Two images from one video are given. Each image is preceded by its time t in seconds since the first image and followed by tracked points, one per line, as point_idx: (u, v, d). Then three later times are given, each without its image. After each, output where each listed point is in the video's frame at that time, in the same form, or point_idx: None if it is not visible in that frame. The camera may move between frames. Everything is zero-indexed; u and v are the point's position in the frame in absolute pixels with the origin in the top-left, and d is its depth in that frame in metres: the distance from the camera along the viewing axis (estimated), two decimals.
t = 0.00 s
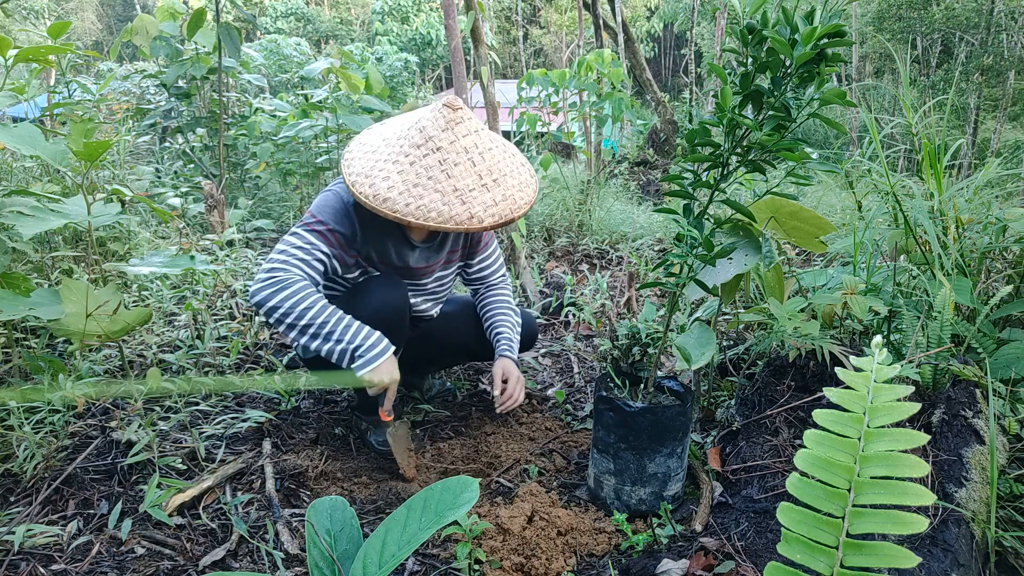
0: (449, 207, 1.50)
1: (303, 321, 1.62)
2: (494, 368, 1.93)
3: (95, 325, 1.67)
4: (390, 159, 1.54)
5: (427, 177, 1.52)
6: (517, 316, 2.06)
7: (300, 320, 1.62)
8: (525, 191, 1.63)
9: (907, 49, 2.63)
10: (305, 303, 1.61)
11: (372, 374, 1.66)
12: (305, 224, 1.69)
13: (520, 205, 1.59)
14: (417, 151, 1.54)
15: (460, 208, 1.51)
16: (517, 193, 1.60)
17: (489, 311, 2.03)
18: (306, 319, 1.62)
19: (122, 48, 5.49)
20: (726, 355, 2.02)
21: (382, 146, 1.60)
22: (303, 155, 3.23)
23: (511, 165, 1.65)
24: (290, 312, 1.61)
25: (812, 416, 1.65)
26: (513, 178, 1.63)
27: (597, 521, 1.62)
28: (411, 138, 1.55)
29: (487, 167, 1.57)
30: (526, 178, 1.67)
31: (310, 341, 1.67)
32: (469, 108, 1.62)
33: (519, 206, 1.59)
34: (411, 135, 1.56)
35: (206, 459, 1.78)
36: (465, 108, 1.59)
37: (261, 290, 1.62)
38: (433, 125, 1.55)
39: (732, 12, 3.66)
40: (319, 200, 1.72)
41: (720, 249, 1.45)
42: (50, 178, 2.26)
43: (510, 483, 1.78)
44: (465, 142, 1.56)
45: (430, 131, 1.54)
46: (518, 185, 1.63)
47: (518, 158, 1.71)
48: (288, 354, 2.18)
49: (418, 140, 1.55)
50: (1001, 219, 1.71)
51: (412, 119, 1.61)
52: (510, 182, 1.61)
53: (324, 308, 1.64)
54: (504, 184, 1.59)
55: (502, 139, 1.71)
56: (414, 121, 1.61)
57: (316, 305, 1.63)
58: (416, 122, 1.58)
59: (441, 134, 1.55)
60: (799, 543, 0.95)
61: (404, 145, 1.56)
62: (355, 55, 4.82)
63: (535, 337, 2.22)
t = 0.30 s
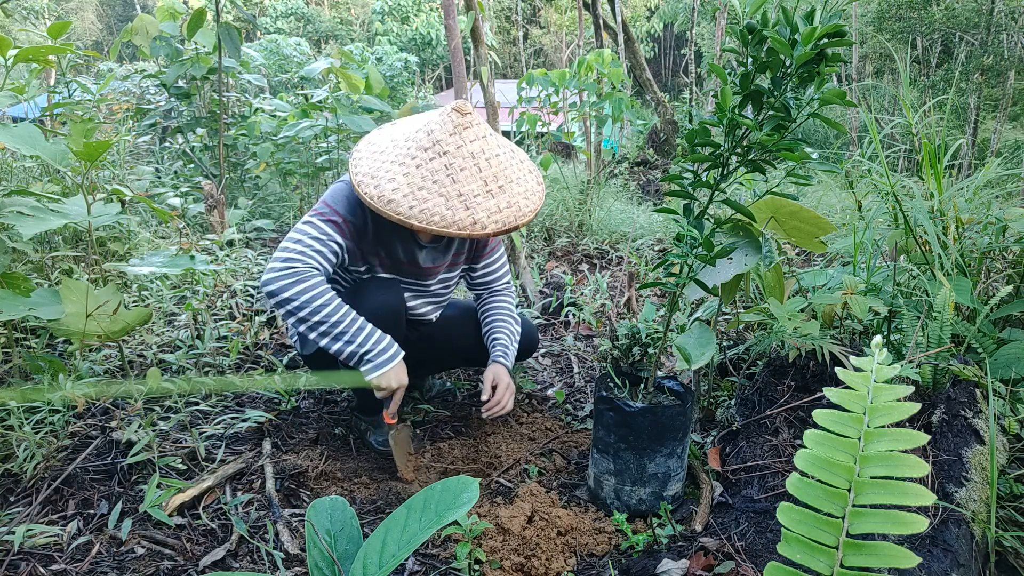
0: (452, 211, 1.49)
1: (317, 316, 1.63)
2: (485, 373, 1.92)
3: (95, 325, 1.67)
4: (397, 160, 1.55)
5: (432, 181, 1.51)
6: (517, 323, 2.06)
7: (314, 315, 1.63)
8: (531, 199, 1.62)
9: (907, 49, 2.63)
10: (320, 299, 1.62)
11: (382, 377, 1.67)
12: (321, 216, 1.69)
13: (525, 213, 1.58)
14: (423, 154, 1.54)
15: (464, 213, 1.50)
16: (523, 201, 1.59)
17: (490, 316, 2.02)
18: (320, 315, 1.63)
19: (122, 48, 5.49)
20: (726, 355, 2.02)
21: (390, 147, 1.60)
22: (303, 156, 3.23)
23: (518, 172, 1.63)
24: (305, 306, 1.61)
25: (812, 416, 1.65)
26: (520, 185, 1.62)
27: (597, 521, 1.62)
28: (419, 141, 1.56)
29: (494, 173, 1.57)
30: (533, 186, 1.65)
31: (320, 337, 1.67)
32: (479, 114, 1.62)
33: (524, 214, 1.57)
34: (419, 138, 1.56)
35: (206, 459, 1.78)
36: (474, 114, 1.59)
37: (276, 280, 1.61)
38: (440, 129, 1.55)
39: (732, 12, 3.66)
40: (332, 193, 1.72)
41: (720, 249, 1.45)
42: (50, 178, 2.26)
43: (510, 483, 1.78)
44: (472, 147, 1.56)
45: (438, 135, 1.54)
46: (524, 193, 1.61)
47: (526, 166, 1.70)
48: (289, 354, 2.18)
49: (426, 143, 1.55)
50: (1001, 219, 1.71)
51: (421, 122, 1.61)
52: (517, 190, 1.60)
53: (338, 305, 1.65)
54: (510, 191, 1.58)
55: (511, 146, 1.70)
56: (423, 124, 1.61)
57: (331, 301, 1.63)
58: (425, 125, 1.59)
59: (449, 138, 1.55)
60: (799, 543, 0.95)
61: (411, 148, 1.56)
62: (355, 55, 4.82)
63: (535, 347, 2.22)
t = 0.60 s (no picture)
0: (444, 216, 1.49)
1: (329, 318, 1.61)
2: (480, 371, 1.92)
3: (95, 325, 1.67)
4: (391, 163, 1.55)
5: (426, 185, 1.51)
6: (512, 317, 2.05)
7: (327, 319, 1.61)
8: (529, 204, 1.59)
9: (907, 49, 2.63)
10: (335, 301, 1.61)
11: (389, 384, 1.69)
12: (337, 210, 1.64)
13: (522, 218, 1.56)
14: (418, 157, 1.54)
15: (457, 219, 1.49)
16: (520, 206, 1.57)
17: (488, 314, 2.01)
18: (333, 320, 1.61)
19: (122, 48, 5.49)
20: (726, 355, 2.02)
21: (386, 149, 1.61)
22: (303, 155, 3.23)
23: (517, 176, 1.62)
24: (318, 309, 1.60)
25: (812, 416, 1.65)
26: (518, 190, 1.60)
27: (597, 521, 1.62)
28: (414, 144, 1.56)
29: (490, 177, 1.55)
30: (532, 190, 1.63)
31: (327, 339, 1.66)
32: (477, 117, 1.61)
33: (520, 219, 1.55)
34: (414, 140, 1.57)
35: (206, 459, 1.78)
36: (471, 116, 1.59)
37: (290, 277, 1.57)
38: (436, 132, 1.55)
39: (732, 12, 3.66)
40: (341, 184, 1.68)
41: (720, 249, 1.45)
42: (50, 178, 2.26)
43: (510, 483, 1.78)
44: (467, 151, 1.55)
45: (433, 137, 1.54)
46: (522, 198, 1.59)
47: (526, 169, 1.68)
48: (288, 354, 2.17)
49: (420, 146, 1.55)
50: (1001, 219, 1.72)
51: (417, 124, 1.62)
52: (514, 194, 1.58)
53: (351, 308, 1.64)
54: (506, 196, 1.56)
55: (512, 148, 1.69)
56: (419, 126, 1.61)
57: (343, 304, 1.63)
58: (421, 127, 1.59)
59: (444, 141, 1.54)
60: (799, 543, 0.95)
61: (406, 150, 1.56)
62: (356, 55, 4.82)
63: (533, 340, 2.23)
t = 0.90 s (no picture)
0: (450, 208, 1.48)
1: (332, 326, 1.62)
2: (479, 368, 1.92)
3: (95, 325, 1.67)
4: (396, 154, 1.54)
5: (432, 177, 1.50)
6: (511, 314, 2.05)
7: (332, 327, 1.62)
8: (533, 197, 1.60)
9: (906, 49, 2.63)
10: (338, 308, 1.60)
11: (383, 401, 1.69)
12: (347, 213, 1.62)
13: (527, 211, 1.56)
14: (423, 148, 1.53)
15: (463, 211, 1.49)
16: (525, 198, 1.57)
17: (485, 310, 2.01)
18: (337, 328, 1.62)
19: (122, 48, 5.49)
20: (726, 355, 2.02)
21: (391, 140, 1.60)
22: (303, 156, 3.23)
23: (521, 168, 1.62)
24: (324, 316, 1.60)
25: (812, 416, 1.65)
26: (522, 182, 1.60)
27: (597, 521, 1.62)
28: (419, 135, 1.55)
29: (495, 169, 1.55)
30: (535, 183, 1.64)
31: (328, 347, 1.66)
32: (481, 108, 1.61)
33: (525, 212, 1.56)
34: (419, 131, 1.56)
35: (206, 459, 1.78)
36: (476, 107, 1.58)
37: (297, 279, 1.58)
38: (441, 122, 1.55)
39: (732, 12, 3.66)
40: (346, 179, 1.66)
41: (720, 249, 1.45)
42: (50, 178, 2.26)
43: (510, 483, 1.78)
44: (472, 142, 1.55)
45: (438, 129, 1.54)
46: (526, 190, 1.60)
47: (531, 162, 1.68)
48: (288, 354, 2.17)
49: (425, 137, 1.54)
50: (1001, 219, 1.72)
51: (422, 115, 1.61)
52: (519, 186, 1.58)
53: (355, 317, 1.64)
54: (511, 189, 1.56)
55: (515, 140, 1.69)
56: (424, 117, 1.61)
57: (350, 314, 1.63)
58: (425, 118, 1.58)
59: (449, 133, 1.54)
60: (799, 543, 0.95)
61: (411, 141, 1.55)
62: (356, 55, 4.82)
63: (529, 336, 2.22)
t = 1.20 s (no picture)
0: (463, 236, 1.47)
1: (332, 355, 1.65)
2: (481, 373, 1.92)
3: (95, 325, 1.67)
4: (404, 179, 1.52)
5: (444, 204, 1.49)
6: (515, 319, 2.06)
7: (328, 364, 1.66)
8: (542, 215, 1.59)
9: (906, 49, 2.62)
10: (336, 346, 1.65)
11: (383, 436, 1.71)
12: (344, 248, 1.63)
13: (537, 230, 1.56)
14: (432, 175, 1.51)
15: (476, 237, 1.48)
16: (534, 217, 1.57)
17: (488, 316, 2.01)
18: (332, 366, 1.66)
19: (122, 48, 5.49)
20: (726, 355, 2.02)
21: (396, 163, 1.57)
22: (303, 156, 3.23)
23: (529, 187, 1.60)
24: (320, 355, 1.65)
25: (812, 416, 1.65)
26: (531, 201, 1.59)
27: (597, 521, 1.62)
28: (427, 160, 1.52)
29: (505, 192, 1.53)
30: (543, 200, 1.63)
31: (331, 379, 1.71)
32: (486, 125, 1.58)
33: (536, 232, 1.56)
34: (426, 155, 1.54)
35: (206, 459, 1.78)
36: (482, 128, 1.57)
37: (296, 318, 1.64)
38: (449, 148, 1.53)
39: (732, 12, 3.66)
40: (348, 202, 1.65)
41: (719, 249, 1.45)
42: (50, 178, 2.26)
43: (510, 483, 1.78)
44: (481, 166, 1.53)
45: (447, 154, 1.51)
46: (534, 209, 1.59)
47: (536, 177, 1.67)
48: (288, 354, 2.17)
49: (434, 162, 1.52)
50: (1000, 219, 1.72)
51: (427, 136, 1.58)
52: (528, 206, 1.57)
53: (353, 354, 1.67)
54: (522, 209, 1.55)
55: (521, 155, 1.67)
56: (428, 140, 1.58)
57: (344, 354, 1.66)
58: (431, 142, 1.56)
59: (457, 157, 1.52)
60: (799, 543, 0.95)
61: (418, 166, 1.53)
62: (356, 55, 4.82)
63: (535, 339, 2.22)
